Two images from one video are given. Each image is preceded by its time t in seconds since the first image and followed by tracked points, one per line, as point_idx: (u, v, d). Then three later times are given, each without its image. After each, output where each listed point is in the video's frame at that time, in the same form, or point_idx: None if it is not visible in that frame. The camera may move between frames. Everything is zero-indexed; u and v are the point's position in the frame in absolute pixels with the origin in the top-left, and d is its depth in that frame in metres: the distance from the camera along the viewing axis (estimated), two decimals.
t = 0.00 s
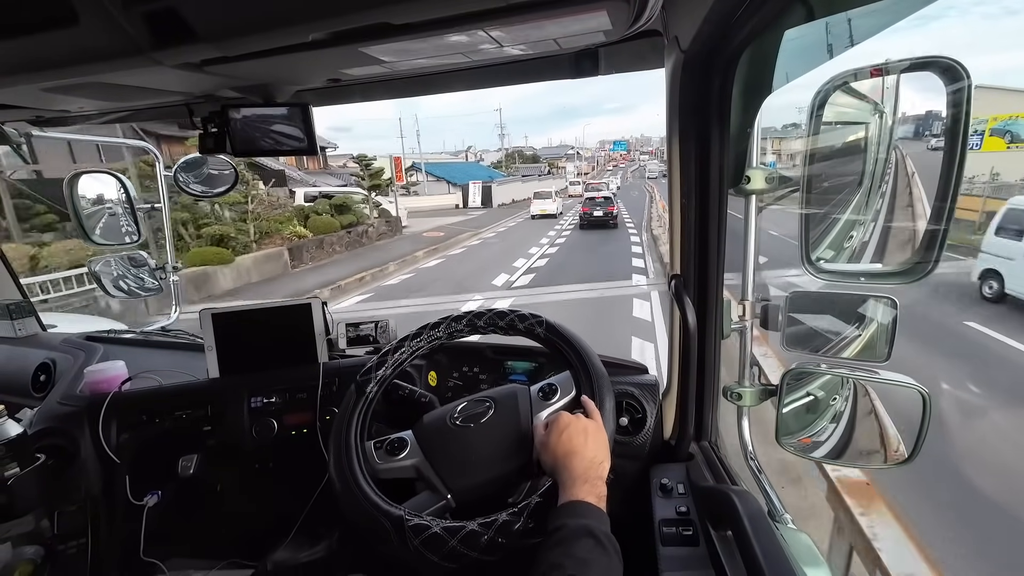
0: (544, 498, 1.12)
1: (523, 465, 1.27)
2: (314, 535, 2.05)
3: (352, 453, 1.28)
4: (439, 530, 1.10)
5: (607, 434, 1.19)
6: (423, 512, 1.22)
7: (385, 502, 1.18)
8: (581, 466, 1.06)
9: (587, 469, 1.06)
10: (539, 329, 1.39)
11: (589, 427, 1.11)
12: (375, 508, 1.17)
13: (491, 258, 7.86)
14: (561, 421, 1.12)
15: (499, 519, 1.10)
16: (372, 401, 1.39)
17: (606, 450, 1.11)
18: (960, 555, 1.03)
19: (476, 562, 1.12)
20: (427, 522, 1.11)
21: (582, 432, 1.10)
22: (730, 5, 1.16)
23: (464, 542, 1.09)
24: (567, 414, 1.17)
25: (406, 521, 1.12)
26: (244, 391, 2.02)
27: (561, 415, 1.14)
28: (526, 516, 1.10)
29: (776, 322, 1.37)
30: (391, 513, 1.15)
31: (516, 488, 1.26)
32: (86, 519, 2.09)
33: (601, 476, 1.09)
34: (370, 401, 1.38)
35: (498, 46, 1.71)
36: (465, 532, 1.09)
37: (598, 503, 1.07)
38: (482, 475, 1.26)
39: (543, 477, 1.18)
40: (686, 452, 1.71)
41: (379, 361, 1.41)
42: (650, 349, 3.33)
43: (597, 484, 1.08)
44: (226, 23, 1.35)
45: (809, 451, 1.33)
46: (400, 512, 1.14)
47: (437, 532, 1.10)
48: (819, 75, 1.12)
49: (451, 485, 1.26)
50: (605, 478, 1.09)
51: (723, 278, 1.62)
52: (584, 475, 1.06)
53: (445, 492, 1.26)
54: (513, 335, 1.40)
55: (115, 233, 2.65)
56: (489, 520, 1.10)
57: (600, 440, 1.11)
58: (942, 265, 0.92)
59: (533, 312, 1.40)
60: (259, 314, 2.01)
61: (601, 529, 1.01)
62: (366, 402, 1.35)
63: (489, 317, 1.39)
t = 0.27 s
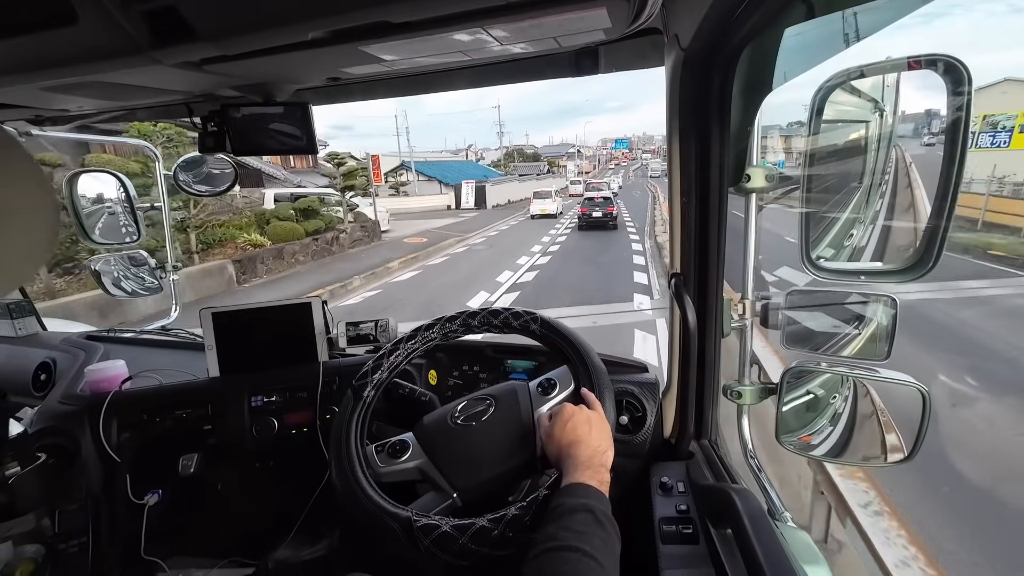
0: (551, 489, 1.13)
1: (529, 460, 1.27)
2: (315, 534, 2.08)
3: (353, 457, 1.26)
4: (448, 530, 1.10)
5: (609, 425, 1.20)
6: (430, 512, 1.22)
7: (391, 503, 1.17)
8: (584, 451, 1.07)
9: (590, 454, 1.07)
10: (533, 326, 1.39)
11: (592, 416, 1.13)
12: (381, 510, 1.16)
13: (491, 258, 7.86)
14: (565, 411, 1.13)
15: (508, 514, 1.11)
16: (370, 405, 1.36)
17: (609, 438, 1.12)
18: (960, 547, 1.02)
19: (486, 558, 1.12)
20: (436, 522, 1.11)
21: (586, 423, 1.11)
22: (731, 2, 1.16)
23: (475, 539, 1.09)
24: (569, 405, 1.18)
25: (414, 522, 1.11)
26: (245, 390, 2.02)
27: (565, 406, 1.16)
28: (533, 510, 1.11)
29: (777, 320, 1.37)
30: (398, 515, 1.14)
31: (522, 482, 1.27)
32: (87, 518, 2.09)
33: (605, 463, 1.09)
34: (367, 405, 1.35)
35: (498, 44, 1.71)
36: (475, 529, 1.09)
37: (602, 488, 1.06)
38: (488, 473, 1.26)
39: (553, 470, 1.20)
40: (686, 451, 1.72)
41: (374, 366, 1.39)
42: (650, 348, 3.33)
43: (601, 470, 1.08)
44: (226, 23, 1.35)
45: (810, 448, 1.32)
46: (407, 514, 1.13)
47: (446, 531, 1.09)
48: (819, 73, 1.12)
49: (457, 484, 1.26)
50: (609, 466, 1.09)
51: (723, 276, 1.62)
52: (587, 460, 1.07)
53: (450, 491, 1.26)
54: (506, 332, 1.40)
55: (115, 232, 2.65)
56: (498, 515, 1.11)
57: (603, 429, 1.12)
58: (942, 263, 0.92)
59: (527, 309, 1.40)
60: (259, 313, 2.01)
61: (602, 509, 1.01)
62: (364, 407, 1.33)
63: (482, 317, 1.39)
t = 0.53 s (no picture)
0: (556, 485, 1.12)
1: (533, 456, 1.27)
2: (315, 532, 2.11)
3: (353, 460, 1.26)
4: (457, 529, 1.10)
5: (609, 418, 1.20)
6: (437, 514, 1.21)
7: (397, 508, 1.17)
8: (584, 443, 1.07)
9: (591, 446, 1.07)
10: (529, 325, 1.39)
11: (594, 410, 1.12)
12: (387, 515, 1.16)
13: (492, 258, 7.87)
14: (566, 403, 1.12)
15: (516, 511, 1.12)
16: (368, 409, 1.37)
17: (612, 432, 1.11)
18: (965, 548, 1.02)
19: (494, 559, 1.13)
20: (444, 523, 1.11)
21: (587, 415, 1.11)
22: (732, 2, 1.15)
23: (485, 538, 1.09)
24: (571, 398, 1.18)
25: (422, 524, 1.11)
26: (245, 389, 2.01)
27: (567, 399, 1.15)
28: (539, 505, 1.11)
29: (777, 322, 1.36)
30: (405, 518, 1.14)
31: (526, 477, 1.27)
32: (86, 518, 2.06)
33: (607, 456, 1.08)
34: (365, 411, 1.35)
35: (499, 45, 1.71)
36: (484, 526, 1.10)
37: (602, 479, 1.05)
38: (492, 471, 1.26)
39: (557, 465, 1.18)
40: (686, 451, 1.71)
41: (370, 370, 1.39)
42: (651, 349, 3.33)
43: (602, 462, 1.07)
44: (227, 22, 1.35)
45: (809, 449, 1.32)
46: (415, 516, 1.13)
47: (455, 531, 1.09)
48: (819, 74, 1.12)
49: (461, 484, 1.26)
50: (610, 459, 1.08)
51: (723, 276, 1.62)
52: (588, 451, 1.06)
53: (456, 492, 1.25)
54: (502, 332, 1.40)
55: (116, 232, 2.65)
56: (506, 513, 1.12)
57: (606, 423, 1.12)
58: (941, 264, 0.92)
59: (522, 308, 1.40)
60: (258, 312, 2.01)
61: (600, 497, 1.00)
62: (361, 412, 1.33)
63: (479, 317, 1.39)
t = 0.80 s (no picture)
0: (512, 513, 1.10)
1: (505, 472, 1.25)
2: (314, 532, 2.14)
3: (348, 441, 1.29)
4: (409, 524, 1.12)
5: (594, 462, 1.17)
6: (401, 500, 1.24)
7: (368, 485, 1.21)
8: (554, 489, 1.06)
9: (561, 492, 1.06)
10: (553, 337, 1.35)
11: (572, 452, 1.11)
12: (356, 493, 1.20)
13: (492, 257, 7.87)
14: (546, 439, 1.12)
15: (501, 516, 1.10)
16: (383, 380, 1.39)
17: (584, 478, 1.11)
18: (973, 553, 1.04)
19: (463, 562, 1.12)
20: (399, 513, 1.14)
21: (564, 455, 1.10)
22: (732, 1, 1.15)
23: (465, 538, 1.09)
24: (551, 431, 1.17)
25: (380, 507, 1.15)
26: (243, 389, 2.01)
27: (548, 433, 1.14)
28: (493, 527, 1.09)
29: (776, 322, 1.37)
30: (371, 496, 1.18)
31: (502, 492, 1.25)
32: (85, 516, 2.08)
33: (575, 504, 1.08)
34: (379, 382, 1.38)
35: (499, 44, 1.71)
36: (466, 529, 1.09)
37: (567, 529, 1.05)
38: (467, 475, 1.26)
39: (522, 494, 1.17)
40: (685, 451, 1.71)
41: (393, 345, 1.39)
42: (650, 347, 3.34)
43: (569, 511, 1.06)
44: (226, 21, 1.35)
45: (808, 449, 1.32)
46: (378, 497, 1.17)
47: (406, 524, 1.12)
48: (820, 74, 1.12)
49: (435, 480, 1.27)
50: (578, 507, 1.08)
51: (722, 276, 1.62)
52: (557, 498, 1.05)
53: (427, 486, 1.27)
54: (527, 337, 1.37)
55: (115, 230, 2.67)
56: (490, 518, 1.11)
57: (580, 468, 1.11)
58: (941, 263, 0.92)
59: (552, 318, 1.37)
60: (258, 311, 2.01)
61: (566, 552, 0.99)
62: (375, 383, 1.35)
63: (507, 317, 1.36)
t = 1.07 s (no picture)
0: (510, 514, 1.10)
1: (502, 472, 1.25)
2: (314, 532, 2.15)
3: (349, 438, 1.29)
4: (406, 522, 1.12)
5: (594, 464, 1.17)
6: (400, 500, 1.24)
7: (368, 482, 1.22)
8: (552, 490, 1.06)
9: (560, 492, 1.07)
10: (556, 338, 1.35)
11: (571, 453, 1.11)
12: (355, 489, 1.21)
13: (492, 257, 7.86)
14: (545, 441, 1.11)
15: (500, 516, 1.10)
16: (386, 378, 1.39)
17: (583, 478, 1.11)
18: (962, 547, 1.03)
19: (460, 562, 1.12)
20: (397, 512, 1.14)
21: (563, 457, 1.10)
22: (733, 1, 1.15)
23: (461, 538, 1.09)
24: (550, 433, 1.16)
25: (379, 506, 1.15)
26: (244, 389, 2.01)
27: (548, 433, 1.14)
28: (490, 528, 1.09)
29: (776, 321, 1.37)
30: (369, 495, 1.18)
31: (500, 492, 1.25)
32: (85, 516, 2.08)
33: (573, 504, 1.09)
34: (380, 380, 1.38)
35: (499, 44, 1.71)
36: (461, 529, 1.09)
37: (564, 528, 1.06)
38: (465, 474, 1.26)
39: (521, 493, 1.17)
40: (685, 450, 1.72)
41: (394, 343, 1.39)
42: (651, 346, 3.34)
43: (567, 511, 1.07)
44: (225, 21, 1.35)
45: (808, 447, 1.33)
46: (376, 496, 1.17)
47: (404, 524, 1.12)
48: (819, 73, 1.13)
49: (433, 478, 1.27)
50: (576, 507, 1.08)
51: (722, 275, 1.62)
52: (556, 498, 1.06)
53: (426, 485, 1.27)
54: (530, 338, 1.36)
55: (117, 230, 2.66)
56: (488, 519, 1.10)
57: (580, 468, 1.11)
58: (940, 262, 0.92)
59: (553, 320, 1.36)
60: (257, 311, 2.01)
61: (562, 552, 1.00)
62: (377, 381, 1.35)
63: (510, 317, 1.35)
